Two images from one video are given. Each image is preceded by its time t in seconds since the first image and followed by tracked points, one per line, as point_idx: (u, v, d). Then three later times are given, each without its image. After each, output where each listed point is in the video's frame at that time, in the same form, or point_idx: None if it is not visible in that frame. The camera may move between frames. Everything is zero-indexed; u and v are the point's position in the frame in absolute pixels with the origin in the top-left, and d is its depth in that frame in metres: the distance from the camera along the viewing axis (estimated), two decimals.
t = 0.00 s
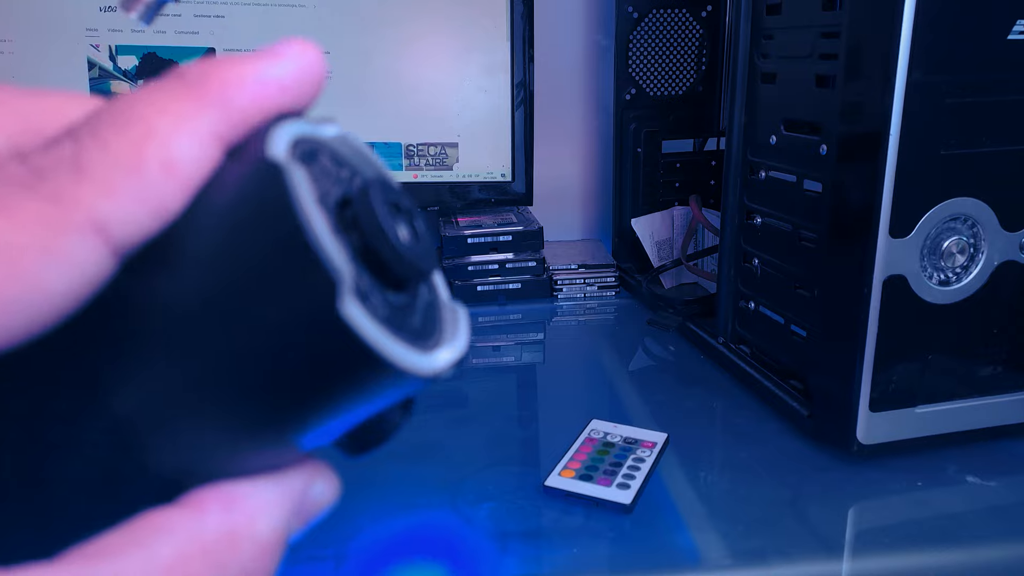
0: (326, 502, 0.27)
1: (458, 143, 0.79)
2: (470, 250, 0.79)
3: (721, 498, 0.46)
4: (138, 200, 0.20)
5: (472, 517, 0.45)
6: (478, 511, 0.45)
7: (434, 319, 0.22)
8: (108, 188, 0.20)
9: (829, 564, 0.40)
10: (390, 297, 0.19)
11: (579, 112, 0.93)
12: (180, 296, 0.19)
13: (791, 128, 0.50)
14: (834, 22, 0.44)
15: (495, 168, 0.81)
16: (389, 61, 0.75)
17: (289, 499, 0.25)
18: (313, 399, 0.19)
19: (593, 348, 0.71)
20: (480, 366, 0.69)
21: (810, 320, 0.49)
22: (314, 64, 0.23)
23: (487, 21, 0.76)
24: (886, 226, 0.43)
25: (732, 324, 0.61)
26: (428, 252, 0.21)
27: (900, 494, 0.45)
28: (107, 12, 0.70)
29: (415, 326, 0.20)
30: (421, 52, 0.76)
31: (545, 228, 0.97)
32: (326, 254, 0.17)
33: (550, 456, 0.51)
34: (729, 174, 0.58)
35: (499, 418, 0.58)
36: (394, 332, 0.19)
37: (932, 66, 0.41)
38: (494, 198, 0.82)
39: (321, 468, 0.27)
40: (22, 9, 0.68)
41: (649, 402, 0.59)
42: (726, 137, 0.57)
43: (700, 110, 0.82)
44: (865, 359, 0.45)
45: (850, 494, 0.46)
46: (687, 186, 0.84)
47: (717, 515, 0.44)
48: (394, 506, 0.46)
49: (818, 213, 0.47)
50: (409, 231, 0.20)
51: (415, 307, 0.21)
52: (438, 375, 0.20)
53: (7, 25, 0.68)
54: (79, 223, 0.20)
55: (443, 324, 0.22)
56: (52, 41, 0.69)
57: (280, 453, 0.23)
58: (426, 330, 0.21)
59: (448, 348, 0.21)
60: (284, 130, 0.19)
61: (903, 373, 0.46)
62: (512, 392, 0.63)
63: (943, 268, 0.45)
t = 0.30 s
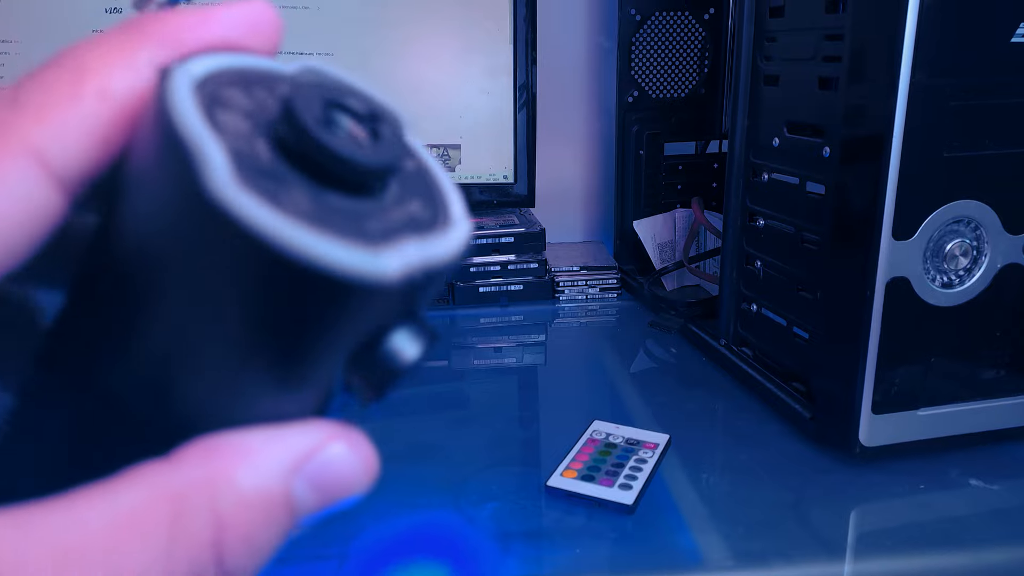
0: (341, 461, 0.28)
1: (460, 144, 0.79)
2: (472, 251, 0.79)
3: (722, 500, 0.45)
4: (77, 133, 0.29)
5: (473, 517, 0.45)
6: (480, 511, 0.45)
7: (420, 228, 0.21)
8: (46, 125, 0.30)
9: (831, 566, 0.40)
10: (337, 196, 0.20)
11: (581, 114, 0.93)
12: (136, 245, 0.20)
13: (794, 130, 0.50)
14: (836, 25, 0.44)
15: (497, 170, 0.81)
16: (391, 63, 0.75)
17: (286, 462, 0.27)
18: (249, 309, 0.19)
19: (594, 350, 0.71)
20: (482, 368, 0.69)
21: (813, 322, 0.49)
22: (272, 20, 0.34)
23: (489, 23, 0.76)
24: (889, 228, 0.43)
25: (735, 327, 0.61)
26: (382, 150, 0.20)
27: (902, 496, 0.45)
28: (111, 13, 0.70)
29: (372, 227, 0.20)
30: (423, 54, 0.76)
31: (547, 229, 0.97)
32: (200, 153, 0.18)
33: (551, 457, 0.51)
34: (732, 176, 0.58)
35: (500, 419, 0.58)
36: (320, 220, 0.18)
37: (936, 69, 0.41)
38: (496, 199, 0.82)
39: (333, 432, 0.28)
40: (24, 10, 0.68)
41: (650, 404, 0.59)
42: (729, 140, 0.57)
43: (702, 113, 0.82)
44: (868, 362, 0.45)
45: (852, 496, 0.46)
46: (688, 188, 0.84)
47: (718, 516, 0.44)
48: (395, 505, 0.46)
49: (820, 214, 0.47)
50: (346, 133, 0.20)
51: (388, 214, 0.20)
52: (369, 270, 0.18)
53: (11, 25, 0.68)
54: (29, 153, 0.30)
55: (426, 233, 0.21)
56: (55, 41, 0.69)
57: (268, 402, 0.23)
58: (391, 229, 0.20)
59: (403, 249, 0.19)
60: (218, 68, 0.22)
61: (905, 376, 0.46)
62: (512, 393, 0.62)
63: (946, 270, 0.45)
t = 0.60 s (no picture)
0: (337, 460, 0.27)
1: (460, 146, 0.79)
2: (473, 253, 0.79)
3: (723, 502, 0.45)
4: (77, 145, 0.30)
5: (474, 519, 0.45)
6: (481, 514, 0.45)
7: (407, 210, 0.20)
8: (47, 140, 0.31)
9: (831, 568, 0.39)
10: (320, 180, 0.19)
11: (581, 117, 0.93)
12: (127, 236, 0.21)
13: (794, 132, 0.50)
14: (836, 27, 0.44)
15: (498, 172, 0.80)
16: (392, 67, 0.75)
17: (272, 457, 0.25)
18: (230, 288, 0.19)
19: (595, 353, 0.71)
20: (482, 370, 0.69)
21: (813, 324, 0.49)
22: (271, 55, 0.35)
23: (488, 25, 0.76)
24: (889, 231, 0.43)
25: (735, 329, 0.61)
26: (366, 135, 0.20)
27: (903, 499, 0.45)
28: (110, 16, 0.70)
29: (354, 208, 0.19)
30: (423, 56, 0.76)
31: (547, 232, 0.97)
32: (177, 133, 0.18)
33: (552, 460, 0.51)
34: (732, 178, 0.58)
35: (500, 422, 0.57)
36: (299, 199, 0.18)
37: (936, 71, 0.41)
38: (496, 202, 0.82)
39: (326, 429, 0.26)
40: (27, 13, 0.68)
41: (650, 406, 0.59)
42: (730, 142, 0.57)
43: (702, 115, 0.82)
44: (869, 364, 0.45)
45: (853, 498, 0.45)
46: (689, 190, 0.84)
47: (719, 519, 0.44)
48: (395, 508, 0.46)
49: (821, 217, 0.47)
50: (329, 119, 0.20)
51: (374, 198, 0.20)
52: (349, 247, 0.18)
53: (14, 29, 0.68)
54: (29, 168, 0.31)
55: (414, 217, 0.20)
56: (58, 45, 0.70)
57: (261, 399, 0.23)
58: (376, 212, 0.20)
59: (386, 226, 0.19)
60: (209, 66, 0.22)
61: (905, 379, 0.46)
62: (513, 396, 0.62)
63: (946, 272, 0.45)
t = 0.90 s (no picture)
0: (403, 519, 0.28)
1: (477, 150, 0.79)
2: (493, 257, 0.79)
3: (747, 496, 0.46)
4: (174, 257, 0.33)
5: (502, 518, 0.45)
6: (509, 512, 0.46)
7: (460, 308, 0.22)
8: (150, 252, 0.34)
9: (857, 560, 0.40)
10: (385, 284, 0.21)
11: (597, 114, 0.93)
12: (225, 333, 0.23)
13: (812, 123, 0.50)
14: (852, 17, 0.44)
15: (516, 172, 0.81)
16: (408, 72, 0.76)
17: (350, 515, 0.27)
18: (316, 383, 0.21)
19: (616, 350, 0.71)
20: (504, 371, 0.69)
21: (834, 316, 0.49)
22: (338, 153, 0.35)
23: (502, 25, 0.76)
24: (911, 219, 0.43)
25: (756, 323, 0.61)
26: (424, 242, 0.22)
27: (930, 488, 0.45)
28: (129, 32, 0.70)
29: (416, 309, 0.21)
30: (438, 61, 0.76)
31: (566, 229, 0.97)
32: (266, 257, 0.20)
33: (576, 457, 0.52)
34: (750, 173, 0.58)
35: (524, 422, 0.58)
36: (367, 307, 0.20)
37: (956, 57, 0.41)
38: (513, 203, 0.82)
39: (392, 491, 0.28)
40: (48, 34, 0.69)
41: (673, 402, 0.59)
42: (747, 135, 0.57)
43: (720, 107, 0.82)
44: (893, 354, 0.45)
45: (879, 488, 0.45)
46: (706, 184, 0.84)
47: (743, 512, 0.44)
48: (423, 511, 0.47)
49: (841, 208, 0.47)
50: (392, 228, 0.22)
51: (434, 296, 0.22)
52: (411, 346, 0.20)
53: (38, 49, 0.69)
54: (142, 279, 0.34)
55: (463, 314, 0.22)
56: (83, 62, 0.70)
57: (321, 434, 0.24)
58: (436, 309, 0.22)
59: (441, 326, 0.21)
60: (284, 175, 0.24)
61: (930, 369, 0.46)
62: (535, 396, 0.63)
63: (971, 261, 0.45)
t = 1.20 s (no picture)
0: (444, 473, 0.31)
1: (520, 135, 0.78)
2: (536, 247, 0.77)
3: (795, 497, 0.44)
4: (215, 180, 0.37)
5: (541, 508, 0.45)
6: (548, 502, 0.45)
7: (471, 279, 0.27)
8: (191, 176, 0.37)
9: (910, 560, 0.38)
10: (388, 266, 0.26)
11: (646, 105, 0.91)
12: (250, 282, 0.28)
13: (877, 113, 0.48)
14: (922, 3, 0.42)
15: (561, 159, 0.79)
16: (455, 56, 0.75)
17: (392, 462, 0.31)
18: (344, 355, 0.25)
19: (659, 345, 0.70)
20: (544, 362, 0.68)
21: (892, 314, 0.47)
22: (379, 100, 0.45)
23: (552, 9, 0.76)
24: (976, 212, 0.41)
25: (809, 319, 0.59)
26: (423, 219, 0.26)
27: (989, 494, 0.43)
28: (180, 10, 0.71)
29: (418, 293, 0.26)
30: (485, 45, 0.75)
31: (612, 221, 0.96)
32: (260, 252, 0.25)
33: (618, 451, 0.51)
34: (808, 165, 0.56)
35: (566, 415, 0.57)
36: (363, 298, 0.26)
37: None
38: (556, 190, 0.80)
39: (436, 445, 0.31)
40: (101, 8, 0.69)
41: (719, 400, 0.58)
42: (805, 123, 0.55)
43: (774, 97, 0.80)
44: (953, 356, 0.43)
45: (934, 491, 0.44)
46: (761, 177, 0.82)
47: (791, 511, 0.43)
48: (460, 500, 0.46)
49: (902, 201, 0.45)
50: (390, 207, 0.26)
51: (441, 271, 0.27)
52: (401, 353, 0.25)
53: (90, 21, 0.69)
54: (179, 203, 0.36)
55: (474, 287, 0.26)
56: (131, 36, 0.70)
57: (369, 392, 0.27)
58: (434, 292, 0.26)
59: (442, 323, 0.25)
60: (307, 136, 0.28)
61: (990, 372, 0.44)
62: (576, 389, 0.62)
63: None
